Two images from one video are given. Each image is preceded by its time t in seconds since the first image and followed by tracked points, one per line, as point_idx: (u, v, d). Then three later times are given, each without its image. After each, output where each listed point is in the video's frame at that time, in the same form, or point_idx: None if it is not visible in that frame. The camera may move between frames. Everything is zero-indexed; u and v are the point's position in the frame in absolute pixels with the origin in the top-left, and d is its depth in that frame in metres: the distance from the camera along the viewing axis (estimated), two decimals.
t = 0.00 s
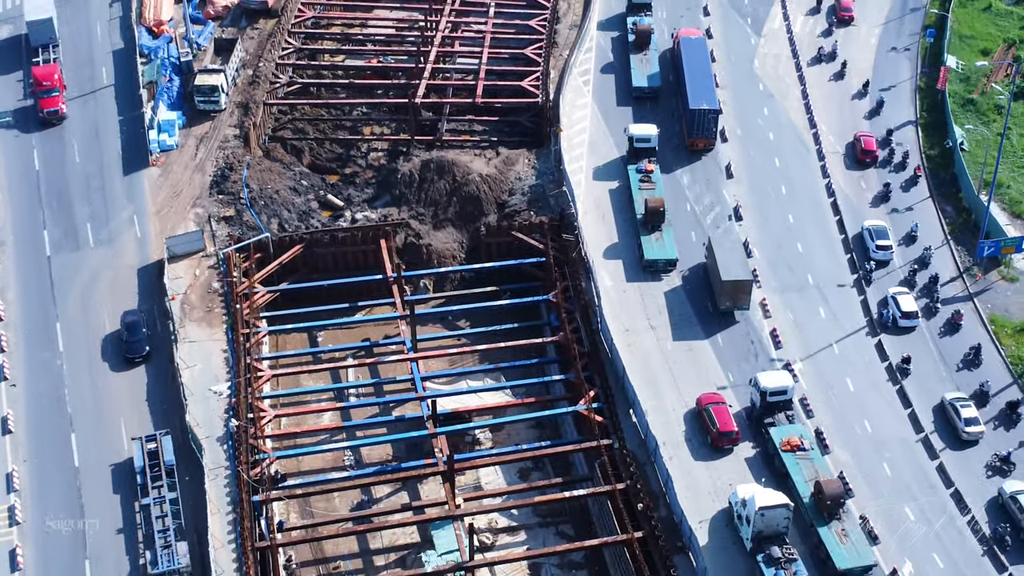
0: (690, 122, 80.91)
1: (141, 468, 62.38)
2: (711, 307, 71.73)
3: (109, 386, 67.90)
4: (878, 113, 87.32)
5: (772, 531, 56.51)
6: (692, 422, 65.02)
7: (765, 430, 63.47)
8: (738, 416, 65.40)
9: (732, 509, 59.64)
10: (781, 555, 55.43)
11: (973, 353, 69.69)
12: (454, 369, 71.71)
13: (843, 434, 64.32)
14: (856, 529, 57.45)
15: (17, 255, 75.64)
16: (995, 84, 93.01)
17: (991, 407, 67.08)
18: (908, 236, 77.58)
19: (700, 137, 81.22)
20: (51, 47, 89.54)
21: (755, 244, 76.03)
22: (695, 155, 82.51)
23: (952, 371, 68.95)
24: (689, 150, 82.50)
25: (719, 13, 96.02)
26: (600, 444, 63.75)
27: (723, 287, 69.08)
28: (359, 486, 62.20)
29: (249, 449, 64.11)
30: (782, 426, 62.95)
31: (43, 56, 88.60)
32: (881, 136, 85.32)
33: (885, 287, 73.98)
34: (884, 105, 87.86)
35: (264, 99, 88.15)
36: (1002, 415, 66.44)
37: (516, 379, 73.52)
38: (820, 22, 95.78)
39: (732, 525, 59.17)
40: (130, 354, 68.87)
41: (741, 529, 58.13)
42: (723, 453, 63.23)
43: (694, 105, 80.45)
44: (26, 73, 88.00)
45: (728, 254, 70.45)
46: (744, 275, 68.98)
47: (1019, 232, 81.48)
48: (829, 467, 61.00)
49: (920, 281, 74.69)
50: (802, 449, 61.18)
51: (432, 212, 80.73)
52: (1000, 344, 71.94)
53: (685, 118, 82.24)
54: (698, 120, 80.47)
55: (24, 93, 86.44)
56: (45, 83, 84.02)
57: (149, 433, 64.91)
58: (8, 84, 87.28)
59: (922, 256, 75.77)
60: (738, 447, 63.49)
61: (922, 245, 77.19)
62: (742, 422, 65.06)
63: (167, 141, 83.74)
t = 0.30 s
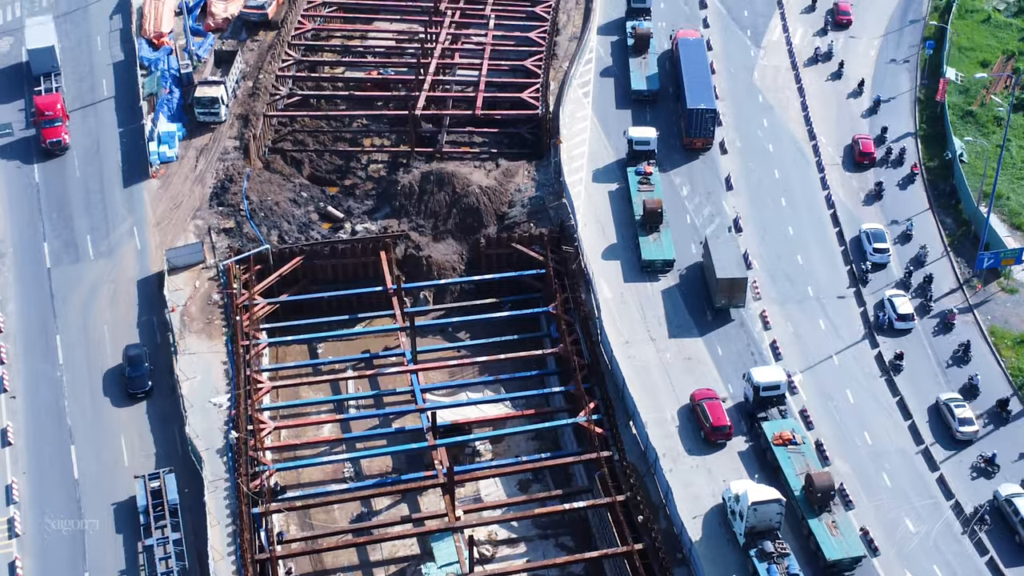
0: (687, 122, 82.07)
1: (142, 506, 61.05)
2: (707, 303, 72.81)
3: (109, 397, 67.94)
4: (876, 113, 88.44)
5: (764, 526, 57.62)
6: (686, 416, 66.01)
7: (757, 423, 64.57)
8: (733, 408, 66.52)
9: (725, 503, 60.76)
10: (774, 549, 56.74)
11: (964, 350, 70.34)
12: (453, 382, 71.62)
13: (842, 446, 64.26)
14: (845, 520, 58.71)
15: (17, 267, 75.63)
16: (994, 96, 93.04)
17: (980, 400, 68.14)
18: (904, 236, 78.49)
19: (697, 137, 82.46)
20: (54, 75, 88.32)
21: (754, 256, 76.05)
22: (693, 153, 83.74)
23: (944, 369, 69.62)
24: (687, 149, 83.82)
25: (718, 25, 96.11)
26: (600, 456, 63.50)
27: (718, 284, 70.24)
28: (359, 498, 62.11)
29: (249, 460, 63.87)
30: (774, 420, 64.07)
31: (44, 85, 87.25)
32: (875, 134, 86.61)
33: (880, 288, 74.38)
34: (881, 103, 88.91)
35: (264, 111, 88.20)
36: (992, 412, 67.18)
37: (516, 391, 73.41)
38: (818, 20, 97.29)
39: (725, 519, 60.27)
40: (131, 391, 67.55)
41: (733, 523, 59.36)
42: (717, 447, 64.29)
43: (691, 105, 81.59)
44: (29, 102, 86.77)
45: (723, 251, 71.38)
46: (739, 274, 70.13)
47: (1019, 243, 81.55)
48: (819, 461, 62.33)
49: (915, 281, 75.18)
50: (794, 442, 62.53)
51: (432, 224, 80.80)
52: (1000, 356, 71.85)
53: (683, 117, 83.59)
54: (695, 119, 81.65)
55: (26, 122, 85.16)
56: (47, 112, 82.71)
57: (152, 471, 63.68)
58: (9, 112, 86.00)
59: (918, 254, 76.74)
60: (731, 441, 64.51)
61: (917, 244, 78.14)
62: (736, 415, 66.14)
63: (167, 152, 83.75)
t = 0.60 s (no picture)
0: (686, 121, 83.05)
1: (145, 542, 59.77)
2: (704, 301, 73.59)
3: (108, 406, 67.95)
4: (873, 111, 89.70)
5: (758, 521, 58.18)
6: (680, 413, 66.69)
7: (751, 418, 65.40)
8: (726, 405, 67.33)
9: (719, 499, 61.41)
10: (767, 544, 57.32)
11: (954, 347, 71.09)
12: (453, 392, 71.62)
13: (843, 456, 64.24)
14: (836, 514, 59.59)
15: (17, 277, 75.67)
16: (993, 107, 93.14)
17: (970, 395, 68.96)
18: (900, 232, 79.58)
19: (696, 135, 83.48)
20: (56, 100, 87.22)
21: (754, 266, 76.09)
22: (691, 152, 84.79)
23: (937, 366, 70.42)
24: (685, 148, 84.87)
25: (718, 36, 96.22)
26: (600, 466, 63.54)
27: (715, 281, 70.89)
28: (359, 509, 62.08)
29: (249, 471, 63.89)
30: (768, 415, 64.79)
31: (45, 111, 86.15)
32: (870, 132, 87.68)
33: (876, 290, 75.06)
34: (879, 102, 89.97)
35: (264, 121, 88.26)
36: (983, 410, 67.88)
37: (515, 401, 73.40)
38: (815, 19, 98.81)
39: (719, 515, 60.91)
40: (133, 423, 66.26)
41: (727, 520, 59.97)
42: (711, 442, 65.00)
43: (689, 105, 82.58)
44: (31, 128, 85.67)
45: (721, 249, 72.04)
46: (736, 271, 70.75)
47: (1019, 253, 81.63)
48: (812, 457, 62.81)
49: (909, 280, 75.94)
50: (787, 437, 63.06)
51: (432, 233, 80.87)
52: (1000, 365, 71.86)
53: (682, 116, 84.53)
54: (694, 118, 82.68)
55: (28, 149, 83.99)
56: (49, 140, 81.20)
57: (156, 505, 62.49)
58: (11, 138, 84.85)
59: (914, 253, 77.68)
60: (729, 447, 64.69)
61: (912, 242, 79.11)
62: (730, 411, 66.92)
63: (167, 163, 83.83)
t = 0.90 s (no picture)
0: (684, 120, 84.09)
1: None
2: (701, 299, 74.38)
3: (107, 417, 67.94)
4: (870, 108, 91.02)
5: (751, 515, 58.69)
6: (675, 409, 67.43)
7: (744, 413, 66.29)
8: (719, 400, 68.13)
9: (713, 494, 61.84)
10: (759, 538, 57.89)
11: (945, 344, 72.11)
12: (453, 403, 71.56)
13: (843, 467, 64.16)
14: (828, 506, 60.06)
15: (17, 287, 75.63)
16: (993, 118, 93.25)
17: (960, 390, 69.94)
18: (897, 231, 80.37)
19: (693, 135, 84.49)
20: (58, 129, 85.75)
21: (754, 277, 76.07)
22: (689, 152, 85.79)
23: (931, 362, 71.29)
24: (683, 147, 85.71)
25: (718, 47, 96.30)
26: (600, 477, 63.66)
27: (712, 279, 71.76)
28: (359, 520, 62.03)
29: (249, 482, 63.93)
30: (762, 410, 65.81)
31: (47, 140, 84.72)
32: (866, 130, 88.90)
33: (871, 290, 75.82)
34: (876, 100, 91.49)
35: (264, 132, 88.30)
36: (974, 405, 68.82)
37: (515, 412, 73.34)
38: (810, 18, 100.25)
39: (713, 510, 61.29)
40: (137, 458, 65.00)
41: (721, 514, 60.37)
42: (705, 437, 65.77)
43: (688, 104, 83.70)
44: (32, 158, 84.20)
45: (718, 247, 73.16)
46: (732, 269, 71.73)
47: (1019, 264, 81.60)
48: (803, 450, 63.79)
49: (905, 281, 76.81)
50: (779, 431, 64.08)
51: (432, 245, 80.94)
52: (1000, 376, 71.82)
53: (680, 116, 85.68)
54: (691, 117, 83.74)
55: (29, 179, 82.58)
56: (52, 170, 79.80)
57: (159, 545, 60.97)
58: (12, 168, 83.47)
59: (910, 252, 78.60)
60: (729, 458, 64.58)
61: (907, 241, 79.97)
62: (724, 407, 67.73)
63: (167, 174, 83.85)
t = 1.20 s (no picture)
0: (682, 119, 85.03)
1: None
2: (698, 296, 75.32)
3: (107, 426, 67.91)
4: (867, 106, 92.13)
5: (744, 509, 59.32)
6: (669, 403, 68.30)
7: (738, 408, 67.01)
8: (714, 395, 69.02)
9: (707, 489, 62.70)
10: (752, 532, 58.38)
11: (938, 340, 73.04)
12: (453, 413, 71.53)
13: (843, 476, 64.13)
14: (818, 499, 60.89)
15: (16, 296, 75.61)
16: (992, 127, 93.34)
17: (950, 385, 70.75)
18: (892, 228, 81.29)
19: (691, 133, 85.61)
20: (60, 155, 84.17)
21: (754, 286, 76.06)
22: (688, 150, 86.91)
23: (925, 358, 72.22)
24: (681, 145, 86.94)
25: (717, 56, 96.39)
26: (600, 486, 63.45)
27: (709, 276, 72.70)
28: (359, 529, 62.00)
29: (248, 492, 63.92)
30: (755, 404, 66.40)
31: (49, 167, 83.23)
32: (863, 126, 90.12)
33: (868, 289, 76.65)
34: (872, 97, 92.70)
35: (264, 141, 88.36)
36: (965, 401, 69.78)
37: (515, 421, 73.30)
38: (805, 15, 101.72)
39: (707, 506, 62.10)
40: (138, 492, 63.67)
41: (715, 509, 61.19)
42: (699, 431, 66.69)
43: (685, 103, 84.50)
44: (35, 184, 82.78)
45: (715, 246, 74.12)
46: (729, 266, 72.60)
47: (1018, 273, 81.62)
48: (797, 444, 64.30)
49: (901, 278, 77.60)
50: (772, 425, 64.55)
51: (432, 254, 80.93)
52: (1000, 386, 71.81)
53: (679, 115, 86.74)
54: (689, 116, 84.63)
55: (31, 208, 81.15)
56: (53, 199, 78.66)
57: None
58: (14, 196, 82.08)
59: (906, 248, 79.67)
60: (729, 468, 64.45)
61: (903, 238, 80.94)
62: (719, 401, 68.60)
63: (167, 183, 83.85)
